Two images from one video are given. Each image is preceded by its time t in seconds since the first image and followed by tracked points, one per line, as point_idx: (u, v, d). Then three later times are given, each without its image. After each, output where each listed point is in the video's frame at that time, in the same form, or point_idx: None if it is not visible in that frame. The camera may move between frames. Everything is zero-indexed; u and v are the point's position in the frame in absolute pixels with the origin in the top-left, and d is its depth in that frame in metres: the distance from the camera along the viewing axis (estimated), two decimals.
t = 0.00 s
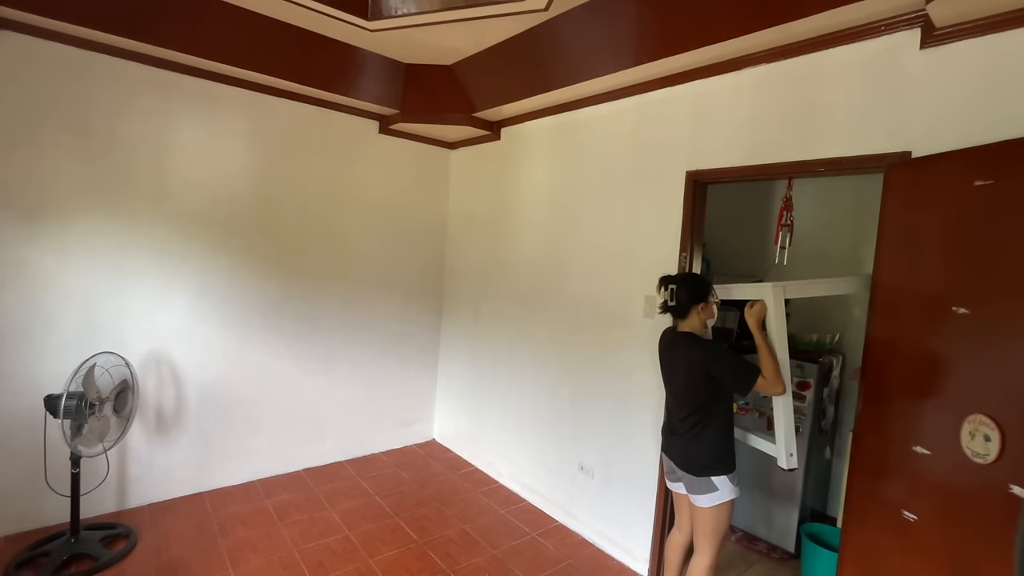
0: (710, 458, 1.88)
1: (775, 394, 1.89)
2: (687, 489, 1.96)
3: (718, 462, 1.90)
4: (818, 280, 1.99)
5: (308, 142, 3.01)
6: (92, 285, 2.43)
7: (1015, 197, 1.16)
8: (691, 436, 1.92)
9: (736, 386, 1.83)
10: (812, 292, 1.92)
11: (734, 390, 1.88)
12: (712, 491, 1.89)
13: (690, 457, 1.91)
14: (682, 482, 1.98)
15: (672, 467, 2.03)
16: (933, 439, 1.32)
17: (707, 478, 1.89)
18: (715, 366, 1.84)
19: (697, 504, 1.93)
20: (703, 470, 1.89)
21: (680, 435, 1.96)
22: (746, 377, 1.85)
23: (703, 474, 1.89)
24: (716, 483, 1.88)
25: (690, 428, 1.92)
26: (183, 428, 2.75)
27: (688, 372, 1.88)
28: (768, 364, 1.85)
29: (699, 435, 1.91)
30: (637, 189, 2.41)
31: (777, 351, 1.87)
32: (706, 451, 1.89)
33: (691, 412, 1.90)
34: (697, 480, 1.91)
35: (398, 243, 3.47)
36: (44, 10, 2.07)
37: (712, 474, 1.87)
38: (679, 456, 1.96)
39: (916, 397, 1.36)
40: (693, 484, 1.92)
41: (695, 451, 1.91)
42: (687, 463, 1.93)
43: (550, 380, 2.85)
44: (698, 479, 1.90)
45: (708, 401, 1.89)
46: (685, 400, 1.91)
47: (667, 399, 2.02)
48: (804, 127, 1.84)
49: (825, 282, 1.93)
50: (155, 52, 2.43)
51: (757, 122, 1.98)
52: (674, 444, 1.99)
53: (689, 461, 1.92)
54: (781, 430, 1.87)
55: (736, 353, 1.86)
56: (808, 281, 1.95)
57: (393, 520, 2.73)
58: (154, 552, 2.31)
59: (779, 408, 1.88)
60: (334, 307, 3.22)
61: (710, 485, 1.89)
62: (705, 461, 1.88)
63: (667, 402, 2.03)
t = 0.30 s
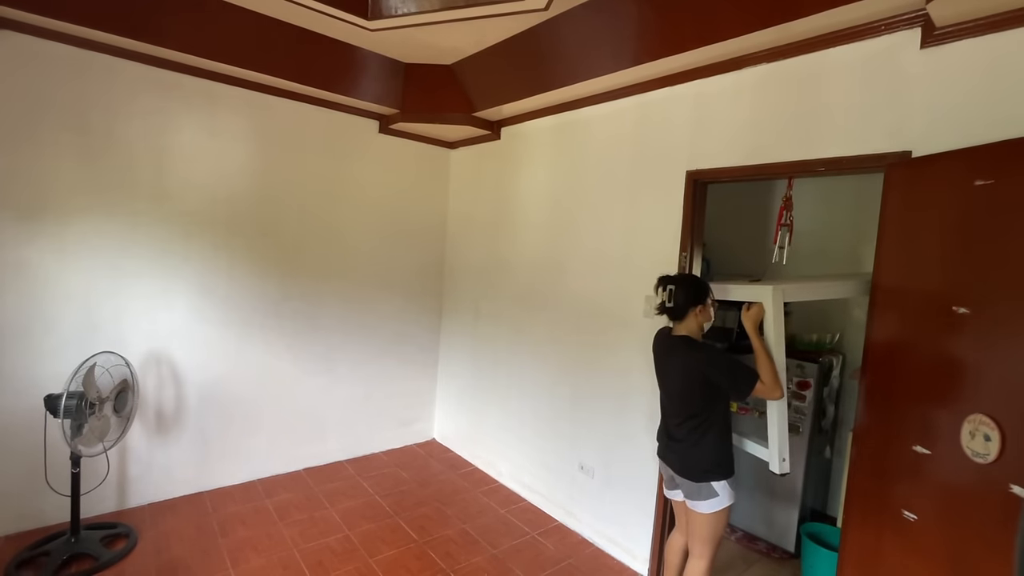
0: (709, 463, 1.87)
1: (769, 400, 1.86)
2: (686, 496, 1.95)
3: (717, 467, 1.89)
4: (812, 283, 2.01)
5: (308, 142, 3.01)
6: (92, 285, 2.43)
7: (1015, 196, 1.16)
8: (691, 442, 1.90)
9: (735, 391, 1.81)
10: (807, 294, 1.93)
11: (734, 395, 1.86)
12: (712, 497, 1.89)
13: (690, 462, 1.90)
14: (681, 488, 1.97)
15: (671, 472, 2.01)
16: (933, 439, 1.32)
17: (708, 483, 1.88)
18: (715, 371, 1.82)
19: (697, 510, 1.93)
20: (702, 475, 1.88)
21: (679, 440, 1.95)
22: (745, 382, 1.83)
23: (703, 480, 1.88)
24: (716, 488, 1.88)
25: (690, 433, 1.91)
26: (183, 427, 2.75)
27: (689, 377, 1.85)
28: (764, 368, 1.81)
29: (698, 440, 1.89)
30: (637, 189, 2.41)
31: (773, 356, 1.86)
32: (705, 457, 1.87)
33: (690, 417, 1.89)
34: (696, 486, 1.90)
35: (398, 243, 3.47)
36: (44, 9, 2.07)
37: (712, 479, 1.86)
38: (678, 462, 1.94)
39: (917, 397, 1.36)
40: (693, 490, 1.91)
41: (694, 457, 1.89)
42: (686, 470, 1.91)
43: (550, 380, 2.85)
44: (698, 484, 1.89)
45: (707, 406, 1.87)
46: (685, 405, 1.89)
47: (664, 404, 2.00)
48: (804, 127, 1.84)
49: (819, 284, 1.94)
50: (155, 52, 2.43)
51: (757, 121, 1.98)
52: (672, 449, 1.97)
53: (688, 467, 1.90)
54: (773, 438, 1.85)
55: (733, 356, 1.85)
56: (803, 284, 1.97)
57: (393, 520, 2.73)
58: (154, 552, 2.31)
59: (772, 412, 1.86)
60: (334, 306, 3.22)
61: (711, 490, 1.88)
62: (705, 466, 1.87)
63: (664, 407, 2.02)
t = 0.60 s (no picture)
0: (697, 466, 1.84)
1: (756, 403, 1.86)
2: (675, 500, 1.91)
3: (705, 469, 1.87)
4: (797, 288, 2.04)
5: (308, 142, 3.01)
6: (92, 285, 2.43)
7: (1015, 196, 1.16)
8: (679, 445, 1.87)
9: (725, 394, 1.79)
10: (794, 298, 1.95)
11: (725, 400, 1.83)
12: (700, 500, 1.86)
13: (678, 466, 1.87)
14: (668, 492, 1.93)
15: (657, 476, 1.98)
16: (933, 439, 1.32)
17: (696, 487, 1.85)
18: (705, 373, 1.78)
19: (684, 514, 1.89)
20: (691, 479, 1.85)
21: (666, 443, 1.91)
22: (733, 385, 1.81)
23: (692, 484, 1.85)
24: (704, 491, 1.85)
25: (678, 436, 1.87)
26: (183, 427, 2.75)
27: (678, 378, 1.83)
28: (752, 371, 1.77)
29: (686, 443, 1.86)
30: (637, 189, 2.41)
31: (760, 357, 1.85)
32: (694, 460, 1.85)
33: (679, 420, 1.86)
34: (685, 489, 1.87)
35: (398, 243, 3.47)
36: (45, 10, 2.07)
37: (700, 483, 1.84)
38: (666, 465, 1.90)
39: (917, 398, 1.36)
40: (680, 494, 1.88)
41: (681, 460, 1.86)
42: (674, 473, 1.88)
43: (550, 380, 2.85)
44: (687, 488, 1.86)
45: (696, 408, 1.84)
46: (673, 407, 1.86)
47: (652, 406, 1.97)
48: (804, 128, 1.84)
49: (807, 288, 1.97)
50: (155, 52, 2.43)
51: (757, 121, 1.98)
52: (659, 453, 1.94)
53: (676, 471, 1.87)
54: (762, 440, 1.86)
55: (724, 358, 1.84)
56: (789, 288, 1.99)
57: (393, 520, 2.73)
58: (154, 552, 2.31)
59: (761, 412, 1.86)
60: (334, 306, 3.22)
61: (699, 493, 1.86)
62: (693, 469, 1.84)
63: (651, 409, 1.98)
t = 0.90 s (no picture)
0: (661, 466, 1.79)
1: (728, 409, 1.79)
2: (635, 498, 1.87)
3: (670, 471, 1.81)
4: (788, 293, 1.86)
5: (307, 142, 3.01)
6: (93, 285, 2.43)
7: (1014, 197, 1.16)
8: (643, 444, 1.82)
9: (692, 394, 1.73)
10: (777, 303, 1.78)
11: (695, 404, 1.80)
12: (660, 501, 1.81)
13: (641, 465, 1.81)
14: (630, 491, 1.89)
15: (622, 476, 1.93)
16: (933, 439, 1.32)
17: (657, 488, 1.80)
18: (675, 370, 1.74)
19: (642, 514, 1.86)
20: (653, 479, 1.79)
21: (631, 441, 1.86)
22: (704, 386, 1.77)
23: (653, 484, 1.79)
24: (665, 493, 1.79)
25: (642, 434, 1.82)
26: (183, 427, 2.75)
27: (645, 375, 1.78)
28: (722, 377, 1.76)
29: (650, 442, 1.81)
30: (637, 189, 2.41)
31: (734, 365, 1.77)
32: (658, 459, 1.79)
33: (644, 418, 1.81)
34: (646, 489, 1.82)
35: (398, 243, 3.47)
36: (44, 10, 2.07)
37: (662, 483, 1.78)
38: (630, 463, 1.85)
39: (917, 398, 1.36)
40: (642, 494, 1.83)
41: (645, 459, 1.81)
42: (636, 472, 1.83)
43: (550, 380, 2.85)
44: (648, 488, 1.81)
45: (665, 407, 1.79)
46: (639, 404, 1.81)
47: (621, 403, 1.92)
48: (804, 128, 1.84)
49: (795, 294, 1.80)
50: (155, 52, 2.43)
51: (757, 121, 1.98)
52: (624, 451, 1.89)
53: (638, 469, 1.82)
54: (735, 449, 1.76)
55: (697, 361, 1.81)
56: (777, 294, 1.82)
57: (393, 520, 2.73)
58: (154, 552, 2.31)
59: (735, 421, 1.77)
60: (334, 307, 3.22)
61: (660, 494, 1.80)
62: (655, 469, 1.79)
63: (620, 407, 1.93)
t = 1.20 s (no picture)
0: (635, 472, 1.75)
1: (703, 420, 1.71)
2: (613, 505, 1.84)
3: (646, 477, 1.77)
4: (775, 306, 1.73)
5: (308, 142, 3.02)
6: (93, 284, 2.43)
7: (1014, 196, 1.16)
8: (617, 450, 1.78)
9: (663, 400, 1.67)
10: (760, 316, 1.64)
11: (666, 411, 1.73)
12: (637, 508, 1.78)
13: (616, 470, 1.78)
14: (608, 496, 1.86)
15: (600, 480, 1.90)
16: (933, 439, 1.31)
17: (632, 495, 1.76)
18: (644, 375, 1.68)
19: (623, 522, 1.83)
20: (628, 485, 1.76)
21: (607, 446, 1.82)
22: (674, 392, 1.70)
23: (628, 491, 1.76)
24: (641, 499, 1.77)
25: (616, 440, 1.78)
26: (183, 427, 2.75)
27: (618, 380, 1.72)
28: (692, 387, 1.67)
29: (624, 448, 1.77)
30: (636, 189, 2.41)
31: (712, 380, 1.64)
32: (632, 465, 1.75)
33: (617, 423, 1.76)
34: (621, 495, 1.79)
35: (397, 243, 3.47)
36: (44, 10, 2.07)
37: (636, 490, 1.75)
38: (606, 468, 1.82)
39: (917, 397, 1.36)
40: (618, 499, 1.80)
41: (619, 465, 1.77)
42: (612, 477, 1.80)
43: (549, 379, 2.85)
44: (624, 494, 1.78)
45: (636, 413, 1.73)
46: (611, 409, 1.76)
47: (596, 407, 1.87)
48: (804, 128, 1.84)
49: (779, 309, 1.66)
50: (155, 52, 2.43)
51: (757, 121, 1.98)
52: (601, 455, 1.86)
53: (614, 475, 1.78)
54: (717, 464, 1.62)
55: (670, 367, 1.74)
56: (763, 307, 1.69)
57: (393, 520, 2.73)
58: (154, 552, 2.31)
59: (714, 438, 1.67)
60: (334, 307, 3.22)
61: (635, 501, 1.77)
62: (630, 476, 1.75)
63: (595, 410, 1.88)
